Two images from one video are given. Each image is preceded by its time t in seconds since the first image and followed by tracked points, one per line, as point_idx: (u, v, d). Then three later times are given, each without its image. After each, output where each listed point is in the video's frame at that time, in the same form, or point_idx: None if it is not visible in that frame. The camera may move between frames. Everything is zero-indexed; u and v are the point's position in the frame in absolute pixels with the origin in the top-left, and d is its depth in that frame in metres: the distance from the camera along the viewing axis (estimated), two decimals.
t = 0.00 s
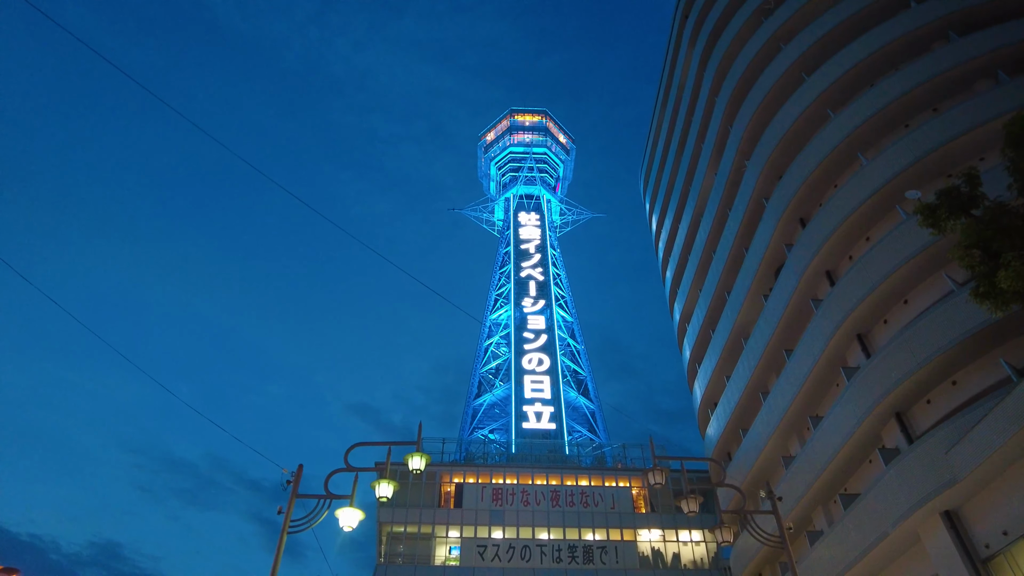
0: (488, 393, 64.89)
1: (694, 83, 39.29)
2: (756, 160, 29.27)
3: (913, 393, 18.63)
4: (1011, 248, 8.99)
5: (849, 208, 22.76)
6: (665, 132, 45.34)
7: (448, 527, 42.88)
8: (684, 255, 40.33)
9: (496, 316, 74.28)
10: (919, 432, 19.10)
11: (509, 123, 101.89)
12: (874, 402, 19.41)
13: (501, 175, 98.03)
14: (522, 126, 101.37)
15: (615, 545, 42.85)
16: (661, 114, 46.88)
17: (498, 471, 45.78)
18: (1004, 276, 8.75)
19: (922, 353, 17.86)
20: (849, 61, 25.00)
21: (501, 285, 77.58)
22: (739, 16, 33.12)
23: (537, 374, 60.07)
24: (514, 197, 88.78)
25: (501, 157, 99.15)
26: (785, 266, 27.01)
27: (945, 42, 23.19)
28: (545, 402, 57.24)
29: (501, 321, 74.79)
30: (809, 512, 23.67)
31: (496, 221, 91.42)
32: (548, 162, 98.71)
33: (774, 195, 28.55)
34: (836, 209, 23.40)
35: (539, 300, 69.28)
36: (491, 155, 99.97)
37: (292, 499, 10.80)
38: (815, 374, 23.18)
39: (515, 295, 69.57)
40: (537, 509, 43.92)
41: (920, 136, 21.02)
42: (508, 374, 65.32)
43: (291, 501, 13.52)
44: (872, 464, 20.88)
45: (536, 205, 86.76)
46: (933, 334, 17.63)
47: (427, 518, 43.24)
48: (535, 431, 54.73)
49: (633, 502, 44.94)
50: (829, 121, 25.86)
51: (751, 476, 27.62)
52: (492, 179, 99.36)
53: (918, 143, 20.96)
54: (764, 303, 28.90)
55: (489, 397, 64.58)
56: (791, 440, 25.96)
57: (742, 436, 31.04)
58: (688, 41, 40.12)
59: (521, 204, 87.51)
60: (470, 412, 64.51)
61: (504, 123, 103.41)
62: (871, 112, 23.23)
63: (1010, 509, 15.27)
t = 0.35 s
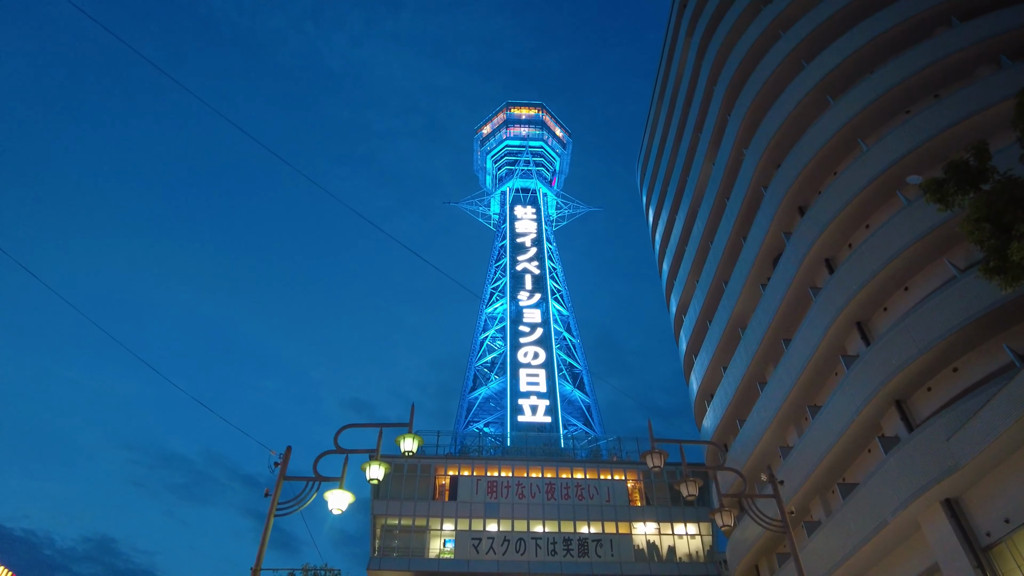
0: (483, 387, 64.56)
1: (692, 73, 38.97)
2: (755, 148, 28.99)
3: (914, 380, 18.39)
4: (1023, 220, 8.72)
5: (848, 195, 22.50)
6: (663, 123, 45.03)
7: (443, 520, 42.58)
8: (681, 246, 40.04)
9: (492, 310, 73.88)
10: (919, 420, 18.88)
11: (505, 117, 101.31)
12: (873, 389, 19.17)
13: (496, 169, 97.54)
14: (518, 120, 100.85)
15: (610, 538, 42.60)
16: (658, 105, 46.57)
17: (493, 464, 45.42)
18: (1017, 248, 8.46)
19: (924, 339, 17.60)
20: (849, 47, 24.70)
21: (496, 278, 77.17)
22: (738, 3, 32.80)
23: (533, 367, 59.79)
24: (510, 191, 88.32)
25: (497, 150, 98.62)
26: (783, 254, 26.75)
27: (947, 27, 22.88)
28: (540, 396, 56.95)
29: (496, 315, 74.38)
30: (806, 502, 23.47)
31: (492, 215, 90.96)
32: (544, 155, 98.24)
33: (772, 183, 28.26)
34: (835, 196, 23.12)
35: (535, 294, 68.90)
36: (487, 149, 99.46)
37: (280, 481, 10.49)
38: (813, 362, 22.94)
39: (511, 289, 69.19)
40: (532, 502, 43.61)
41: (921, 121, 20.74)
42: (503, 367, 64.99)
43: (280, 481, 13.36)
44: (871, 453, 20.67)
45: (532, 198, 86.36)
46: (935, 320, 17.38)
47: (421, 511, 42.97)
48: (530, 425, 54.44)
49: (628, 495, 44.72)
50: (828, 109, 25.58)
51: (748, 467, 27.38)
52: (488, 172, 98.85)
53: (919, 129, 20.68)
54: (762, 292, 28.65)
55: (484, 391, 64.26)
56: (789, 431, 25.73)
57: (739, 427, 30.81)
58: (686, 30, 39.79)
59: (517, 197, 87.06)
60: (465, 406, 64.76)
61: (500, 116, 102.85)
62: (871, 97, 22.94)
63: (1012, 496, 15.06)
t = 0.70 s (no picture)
0: (478, 373, 64.32)
1: (691, 55, 38.46)
2: (754, 129, 28.63)
3: (912, 362, 18.17)
4: None
5: (848, 175, 22.17)
6: (660, 106, 44.56)
7: (436, 504, 42.47)
8: (677, 230, 39.71)
9: (487, 297, 73.48)
10: (916, 402, 18.70)
11: (502, 102, 100.41)
12: (871, 371, 18.96)
13: (492, 155, 96.77)
14: (515, 106, 100.00)
15: (603, 523, 42.58)
16: (656, 89, 46.08)
17: (487, 448, 45.16)
18: None
19: (923, 320, 17.35)
20: (851, 26, 24.26)
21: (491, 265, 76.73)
22: None
23: (527, 353, 59.52)
24: (505, 177, 87.68)
25: (493, 136, 97.83)
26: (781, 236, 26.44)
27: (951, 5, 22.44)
28: (535, 381, 56.75)
29: (491, 301, 74.00)
30: (801, 485, 23.35)
31: (487, 201, 90.36)
32: (541, 142, 97.56)
33: (770, 165, 27.89)
34: (834, 176, 22.79)
35: (530, 280, 68.48)
36: (482, 135, 98.64)
37: (263, 453, 10.19)
38: (810, 345, 22.71)
39: (506, 275, 68.76)
40: (525, 487, 43.46)
41: (923, 100, 20.36)
42: (497, 354, 64.72)
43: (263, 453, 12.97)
44: (867, 436, 20.51)
45: (528, 185, 85.82)
46: (935, 300, 17.10)
47: (414, 495, 42.82)
48: (524, 410, 54.25)
49: (621, 481, 44.63)
50: (828, 88, 25.18)
51: (743, 450, 27.24)
52: (484, 159, 98.09)
53: (921, 108, 20.31)
54: (758, 275, 28.39)
55: (478, 376, 64.02)
56: (784, 414, 25.56)
57: (733, 412, 30.67)
58: (685, 11, 39.23)
59: (513, 184, 86.48)
60: (460, 391, 63.84)
61: (496, 102, 101.91)
62: (872, 76, 22.54)
63: (1011, 477, 14.90)
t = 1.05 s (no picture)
0: (472, 339, 64.19)
1: (690, 14, 37.48)
2: (753, 89, 27.99)
3: (909, 322, 17.98)
4: None
5: (848, 134, 21.67)
6: (658, 68, 43.65)
7: (429, 468, 42.63)
8: (673, 193, 39.17)
9: (481, 264, 73.00)
10: (911, 363, 18.57)
11: (497, 66, 98.47)
12: (867, 332, 18.77)
13: (487, 120, 95.26)
14: (510, 70, 98.13)
15: (596, 486, 42.90)
16: (654, 50, 45.09)
17: (480, 413, 45.23)
18: None
19: (920, 280, 17.09)
20: None
21: (485, 232, 76.11)
22: None
23: (521, 321, 59.35)
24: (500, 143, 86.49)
25: (488, 101, 96.18)
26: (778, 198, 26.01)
27: None
28: (528, 348, 56.69)
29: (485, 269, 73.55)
30: (793, 447, 23.37)
31: (482, 167, 89.24)
32: (536, 107, 96.07)
33: (769, 125, 27.31)
34: (834, 136, 22.30)
35: (525, 248, 67.95)
36: (477, 100, 96.97)
37: (244, 405, 9.91)
38: (806, 306, 22.48)
39: (500, 242, 68.18)
40: (518, 451, 43.61)
41: (928, 56, 19.77)
42: (491, 320, 64.50)
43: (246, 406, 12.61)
44: (861, 397, 20.43)
45: (523, 151, 84.75)
46: (934, 259, 16.81)
47: (408, 459, 42.97)
48: (518, 376, 54.27)
49: (614, 445, 44.83)
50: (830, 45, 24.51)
51: (735, 414, 27.24)
52: (478, 124, 96.59)
53: (926, 64, 19.73)
54: (755, 237, 28.05)
55: (472, 343, 63.89)
56: (777, 377, 25.48)
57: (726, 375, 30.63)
58: None
59: (508, 150, 85.37)
60: (453, 357, 63.91)
61: (491, 66, 99.95)
62: (876, 32, 21.88)
63: (1005, 435, 14.82)
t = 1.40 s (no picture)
0: (469, 303, 63.87)
1: None
2: (757, 42, 27.12)
3: (912, 279, 17.65)
4: None
5: (854, 87, 20.99)
6: (659, 23, 42.43)
7: (426, 429, 42.81)
8: (673, 153, 38.43)
9: (478, 228, 72.25)
10: (913, 320, 18.30)
11: (494, 24, 96.09)
12: (868, 289, 18.45)
13: (484, 81, 93.35)
14: (508, 29, 95.80)
15: (590, 447, 43.17)
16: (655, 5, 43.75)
17: (477, 375, 45.23)
18: None
19: (925, 236, 16.68)
20: None
21: (483, 195, 75.19)
22: None
23: (518, 285, 58.95)
24: (498, 104, 84.91)
25: (485, 61, 94.13)
26: (781, 154, 25.39)
27: None
28: (525, 312, 56.44)
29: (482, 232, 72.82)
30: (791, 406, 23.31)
31: (479, 129, 87.80)
32: (535, 67, 94.09)
33: (772, 80, 26.53)
34: (840, 89, 21.60)
35: (522, 211, 67.12)
36: (474, 60, 94.91)
37: (228, 353, 9.61)
38: (806, 264, 22.12)
39: (498, 205, 67.35)
40: (514, 413, 43.71)
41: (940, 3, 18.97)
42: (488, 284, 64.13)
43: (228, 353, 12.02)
44: (860, 355, 20.24)
45: (520, 112, 83.26)
46: (940, 214, 16.37)
47: (405, 420, 43.08)
48: (515, 340, 54.13)
49: (609, 407, 44.96)
50: None
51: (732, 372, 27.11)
52: (475, 85, 94.67)
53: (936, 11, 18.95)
54: (755, 196, 27.53)
55: (469, 307, 63.56)
56: (775, 336, 25.27)
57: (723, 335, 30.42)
58: None
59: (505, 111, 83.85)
60: (450, 321, 63.71)
61: (489, 24, 97.56)
62: None
63: (1007, 392, 14.62)
